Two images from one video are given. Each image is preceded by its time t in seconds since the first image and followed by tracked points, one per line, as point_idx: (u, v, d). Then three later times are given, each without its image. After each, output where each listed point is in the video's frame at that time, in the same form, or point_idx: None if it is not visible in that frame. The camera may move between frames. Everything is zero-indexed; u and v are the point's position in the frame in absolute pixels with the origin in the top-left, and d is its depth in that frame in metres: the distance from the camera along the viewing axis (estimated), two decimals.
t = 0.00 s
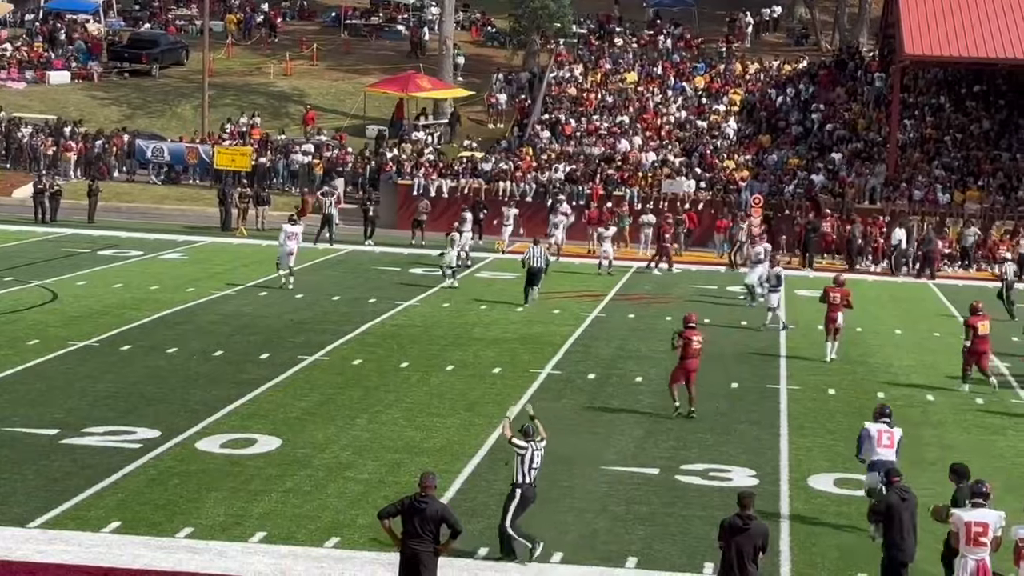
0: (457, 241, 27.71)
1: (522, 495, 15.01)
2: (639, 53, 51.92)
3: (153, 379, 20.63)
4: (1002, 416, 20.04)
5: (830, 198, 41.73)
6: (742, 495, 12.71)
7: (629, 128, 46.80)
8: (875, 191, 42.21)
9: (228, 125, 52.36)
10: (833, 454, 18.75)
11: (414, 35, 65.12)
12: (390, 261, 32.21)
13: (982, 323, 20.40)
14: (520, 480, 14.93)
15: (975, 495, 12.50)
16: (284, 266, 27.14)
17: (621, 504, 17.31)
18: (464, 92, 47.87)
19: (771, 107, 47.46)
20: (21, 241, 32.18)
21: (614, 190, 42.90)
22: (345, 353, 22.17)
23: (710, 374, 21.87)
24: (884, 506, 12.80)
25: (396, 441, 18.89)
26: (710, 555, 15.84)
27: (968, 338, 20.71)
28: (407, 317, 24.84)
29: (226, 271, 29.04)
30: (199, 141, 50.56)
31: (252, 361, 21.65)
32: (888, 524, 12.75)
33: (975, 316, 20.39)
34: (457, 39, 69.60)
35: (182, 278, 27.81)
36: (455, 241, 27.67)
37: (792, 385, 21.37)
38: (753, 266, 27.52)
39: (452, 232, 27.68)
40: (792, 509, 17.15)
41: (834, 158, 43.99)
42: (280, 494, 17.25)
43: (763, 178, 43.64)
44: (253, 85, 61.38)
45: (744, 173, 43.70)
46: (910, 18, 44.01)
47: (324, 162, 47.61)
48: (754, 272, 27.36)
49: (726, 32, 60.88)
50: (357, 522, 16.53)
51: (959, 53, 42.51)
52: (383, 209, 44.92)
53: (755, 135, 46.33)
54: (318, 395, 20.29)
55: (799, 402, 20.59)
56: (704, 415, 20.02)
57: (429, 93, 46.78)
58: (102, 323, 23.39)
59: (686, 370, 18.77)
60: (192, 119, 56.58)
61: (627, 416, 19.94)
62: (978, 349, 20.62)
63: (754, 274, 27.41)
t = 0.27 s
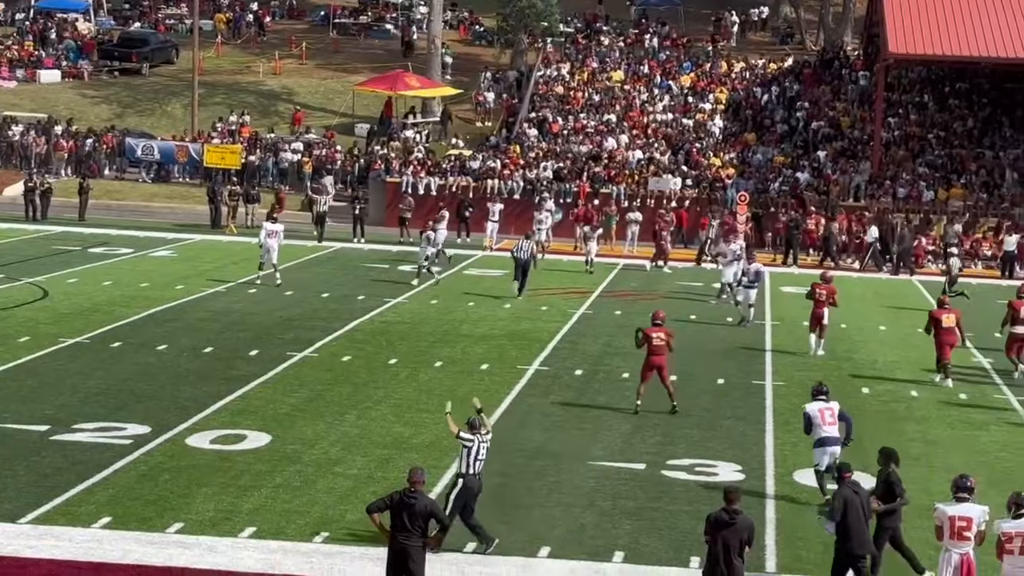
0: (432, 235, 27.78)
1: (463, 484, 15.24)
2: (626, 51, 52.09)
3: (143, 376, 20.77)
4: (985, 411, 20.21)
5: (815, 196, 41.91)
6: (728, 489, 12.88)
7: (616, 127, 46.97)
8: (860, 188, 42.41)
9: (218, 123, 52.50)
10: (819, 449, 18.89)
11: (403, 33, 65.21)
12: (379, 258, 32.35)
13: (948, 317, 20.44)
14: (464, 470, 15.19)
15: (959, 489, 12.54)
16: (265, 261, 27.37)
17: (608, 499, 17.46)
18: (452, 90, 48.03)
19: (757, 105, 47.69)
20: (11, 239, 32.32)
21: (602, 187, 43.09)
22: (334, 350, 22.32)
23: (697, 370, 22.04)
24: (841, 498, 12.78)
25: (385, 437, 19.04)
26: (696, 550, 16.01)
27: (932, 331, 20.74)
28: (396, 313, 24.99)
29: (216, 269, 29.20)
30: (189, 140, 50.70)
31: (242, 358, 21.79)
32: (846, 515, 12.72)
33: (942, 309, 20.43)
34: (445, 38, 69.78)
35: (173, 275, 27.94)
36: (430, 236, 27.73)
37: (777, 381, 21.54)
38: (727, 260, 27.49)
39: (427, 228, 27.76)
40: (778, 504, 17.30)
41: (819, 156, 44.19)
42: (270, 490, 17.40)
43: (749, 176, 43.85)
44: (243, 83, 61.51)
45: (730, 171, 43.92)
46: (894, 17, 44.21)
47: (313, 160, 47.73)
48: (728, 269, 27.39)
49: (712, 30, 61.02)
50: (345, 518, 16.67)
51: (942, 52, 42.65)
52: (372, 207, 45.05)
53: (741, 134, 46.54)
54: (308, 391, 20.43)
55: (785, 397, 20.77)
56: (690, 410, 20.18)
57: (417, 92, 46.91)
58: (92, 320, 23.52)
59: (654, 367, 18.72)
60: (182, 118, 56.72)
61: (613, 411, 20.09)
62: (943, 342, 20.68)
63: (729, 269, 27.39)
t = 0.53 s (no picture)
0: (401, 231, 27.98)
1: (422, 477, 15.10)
2: (606, 51, 52.41)
3: (129, 371, 21.04)
4: (957, 405, 20.54)
5: (791, 193, 42.23)
6: (706, 482, 13.03)
7: (596, 125, 47.29)
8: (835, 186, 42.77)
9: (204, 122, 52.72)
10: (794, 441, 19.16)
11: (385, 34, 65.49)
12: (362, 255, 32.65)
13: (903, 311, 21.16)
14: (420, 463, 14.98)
15: (932, 482, 12.94)
16: (244, 259, 27.74)
17: (588, 492, 17.75)
18: (434, 89, 48.33)
19: (733, 105, 48.10)
20: None
21: (581, 185, 43.48)
22: (318, 345, 22.62)
23: (675, 365, 22.38)
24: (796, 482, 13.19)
25: (368, 432, 19.34)
26: (672, 542, 16.32)
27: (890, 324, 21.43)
28: (379, 310, 25.28)
29: (200, 266, 29.47)
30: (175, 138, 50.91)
31: (227, 353, 22.08)
32: (796, 499, 13.20)
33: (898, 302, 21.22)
34: (427, 38, 70.05)
35: (158, 272, 28.20)
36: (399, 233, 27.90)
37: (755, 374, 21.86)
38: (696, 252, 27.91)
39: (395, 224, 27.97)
40: (753, 496, 17.59)
41: (795, 153, 44.53)
42: (255, 484, 17.68)
43: (725, 174, 44.25)
44: (228, 83, 61.71)
45: (708, 169, 44.28)
46: (867, 18, 44.58)
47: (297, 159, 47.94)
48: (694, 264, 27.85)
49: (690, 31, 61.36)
50: (328, 511, 16.95)
51: (916, 52, 42.98)
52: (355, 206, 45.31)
53: (718, 133, 46.90)
54: (292, 386, 20.73)
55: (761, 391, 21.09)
56: (668, 404, 20.49)
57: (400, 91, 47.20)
58: (79, 317, 23.78)
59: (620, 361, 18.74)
60: (167, 117, 56.94)
61: (593, 405, 20.41)
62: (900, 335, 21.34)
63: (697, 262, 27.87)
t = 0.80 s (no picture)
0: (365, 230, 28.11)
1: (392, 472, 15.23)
2: (581, 50, 52.67)
3: (108, 367, 21.22)
4: (926, 399, 20.81)
5: (763, 189, 42.48)
6: (677, 475, 12.99)
7: (570, 124, 47.58)
8: (806, 183, 43.11)
9: (183, 120, 52.88)
10: (765, 435, 19.40)
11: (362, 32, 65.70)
12: (339, 252, 32.87)
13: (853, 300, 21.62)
14: (385, 457, 15.18)
15: (903, 474, 13.15)
16: (219, 255, 27.98)
17: (562, 486, 17.95)
18: (411, 87, 48.54)
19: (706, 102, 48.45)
20: None
21: (557, 183, 43.61)
22: (295, 341, 22.82)
23: (649, 360, 22.64)
24: (731, 479, 13.52)
25: (344, 427, 19.54)
26: (646, 535, 16.53)
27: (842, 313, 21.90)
28: (356, 306, 25.49)
29: (179, 262, 29.65)
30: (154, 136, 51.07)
31: (205, 349, 22.28)
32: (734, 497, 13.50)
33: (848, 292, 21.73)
34: (403, 37, 70.28)
35: (137, 269, 28.39)
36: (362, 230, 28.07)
37: (728, 369, 22.11)
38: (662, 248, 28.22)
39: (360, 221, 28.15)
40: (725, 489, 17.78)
41: (768, 151, 44.88)
42: (233, 479, 17.86)
43: (698, 171, 44.59)
44: (205, 81, 61.83)
45: (681, 166, 44.64)
46: (839, 17, 44.95)
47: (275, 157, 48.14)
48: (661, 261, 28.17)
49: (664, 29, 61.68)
50: (305, 505, 17.14)
51: (887, 51, 43.20)
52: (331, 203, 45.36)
53: (691, 130, 47.23)
54: (269, 381, 20.93)
55: (734, 385, 21.34)
56: (641, 399, 20.72)
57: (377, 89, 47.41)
58: (58, 313, 23.95)
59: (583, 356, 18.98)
60: (146, 116, 57.07)
61: (567, 400, 20.64)
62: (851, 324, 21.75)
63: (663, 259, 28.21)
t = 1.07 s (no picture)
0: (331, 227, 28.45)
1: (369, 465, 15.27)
2: (552, 51, 53.23)
3: (87, 363, 21.53)
4: (890, 392, 21.23)
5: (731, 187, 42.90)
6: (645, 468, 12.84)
7: (542, 123, 48.10)
8: (773, 180, 43.69)
9: (161, 120, 53.20)
10: (733, 428, 19.77)
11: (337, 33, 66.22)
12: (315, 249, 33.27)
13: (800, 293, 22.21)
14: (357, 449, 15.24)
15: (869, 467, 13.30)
16: (194, 251, 28.30)
17: (534, 478, 18.26)
18: (385, 87, 48.96)
19: (675, 102, 49.11)
20: None
21: (529, 183, 43.29)
22: (272, 337, 23.17)
23: (620, 354, 23.05)
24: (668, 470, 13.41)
25: (320, 420, 19.88)
26: (615, 527, 16.83)
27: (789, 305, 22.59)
28: (332, 302, 25.85)
29: (157, 259, 29.96)
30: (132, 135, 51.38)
31: (183, 345, 22.62)
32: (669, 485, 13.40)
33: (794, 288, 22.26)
34: (377, 38, 70.69)
35: (115, 266, 28.71)
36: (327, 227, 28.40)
37: (696, 363, 22.53)
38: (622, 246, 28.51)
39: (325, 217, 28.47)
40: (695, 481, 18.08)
41: (736, 150, 45.53)
42: (211, 472, 18.15)
43: (668, 169, 45.21)
44: (182, 81, 62.14)
45: (651, 164, 45.23)
46: (806, 17, 45.51)
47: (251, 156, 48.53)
48: (622, 258, 28.44)
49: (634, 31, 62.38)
50: (282, 498, 17.44)
51: (853, 52, 43.68)
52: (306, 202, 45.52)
53: (661, 129, 47.84)
54: (246, 376, 21.27)
55: (703, 379, 21.74)
56: (611, 393, 21.10)
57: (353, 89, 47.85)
58: (37, 310, 24.25)
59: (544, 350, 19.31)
60: (124, 115, 57.34)
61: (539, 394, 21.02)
62: (799, 316, 22.43)
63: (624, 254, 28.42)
